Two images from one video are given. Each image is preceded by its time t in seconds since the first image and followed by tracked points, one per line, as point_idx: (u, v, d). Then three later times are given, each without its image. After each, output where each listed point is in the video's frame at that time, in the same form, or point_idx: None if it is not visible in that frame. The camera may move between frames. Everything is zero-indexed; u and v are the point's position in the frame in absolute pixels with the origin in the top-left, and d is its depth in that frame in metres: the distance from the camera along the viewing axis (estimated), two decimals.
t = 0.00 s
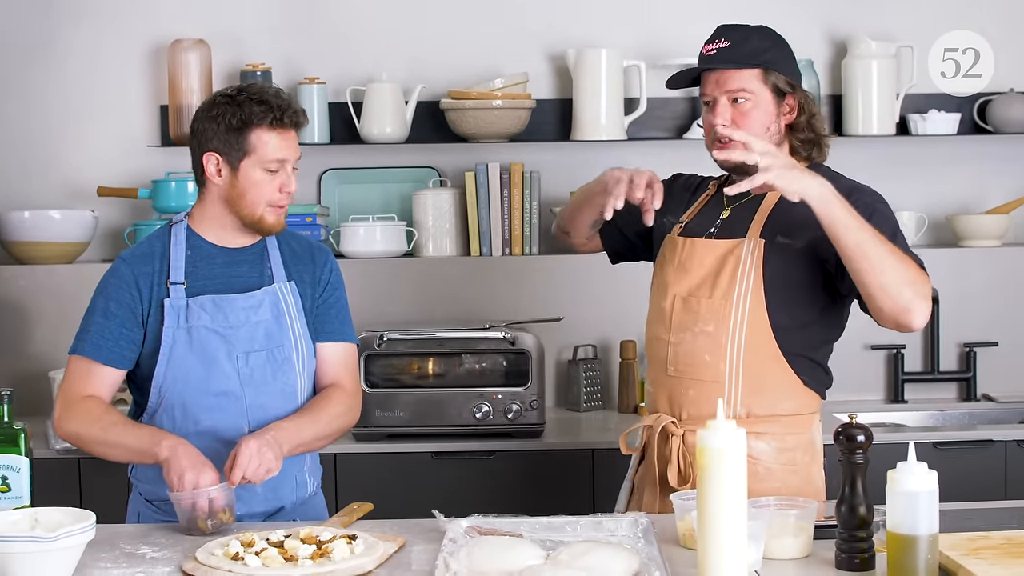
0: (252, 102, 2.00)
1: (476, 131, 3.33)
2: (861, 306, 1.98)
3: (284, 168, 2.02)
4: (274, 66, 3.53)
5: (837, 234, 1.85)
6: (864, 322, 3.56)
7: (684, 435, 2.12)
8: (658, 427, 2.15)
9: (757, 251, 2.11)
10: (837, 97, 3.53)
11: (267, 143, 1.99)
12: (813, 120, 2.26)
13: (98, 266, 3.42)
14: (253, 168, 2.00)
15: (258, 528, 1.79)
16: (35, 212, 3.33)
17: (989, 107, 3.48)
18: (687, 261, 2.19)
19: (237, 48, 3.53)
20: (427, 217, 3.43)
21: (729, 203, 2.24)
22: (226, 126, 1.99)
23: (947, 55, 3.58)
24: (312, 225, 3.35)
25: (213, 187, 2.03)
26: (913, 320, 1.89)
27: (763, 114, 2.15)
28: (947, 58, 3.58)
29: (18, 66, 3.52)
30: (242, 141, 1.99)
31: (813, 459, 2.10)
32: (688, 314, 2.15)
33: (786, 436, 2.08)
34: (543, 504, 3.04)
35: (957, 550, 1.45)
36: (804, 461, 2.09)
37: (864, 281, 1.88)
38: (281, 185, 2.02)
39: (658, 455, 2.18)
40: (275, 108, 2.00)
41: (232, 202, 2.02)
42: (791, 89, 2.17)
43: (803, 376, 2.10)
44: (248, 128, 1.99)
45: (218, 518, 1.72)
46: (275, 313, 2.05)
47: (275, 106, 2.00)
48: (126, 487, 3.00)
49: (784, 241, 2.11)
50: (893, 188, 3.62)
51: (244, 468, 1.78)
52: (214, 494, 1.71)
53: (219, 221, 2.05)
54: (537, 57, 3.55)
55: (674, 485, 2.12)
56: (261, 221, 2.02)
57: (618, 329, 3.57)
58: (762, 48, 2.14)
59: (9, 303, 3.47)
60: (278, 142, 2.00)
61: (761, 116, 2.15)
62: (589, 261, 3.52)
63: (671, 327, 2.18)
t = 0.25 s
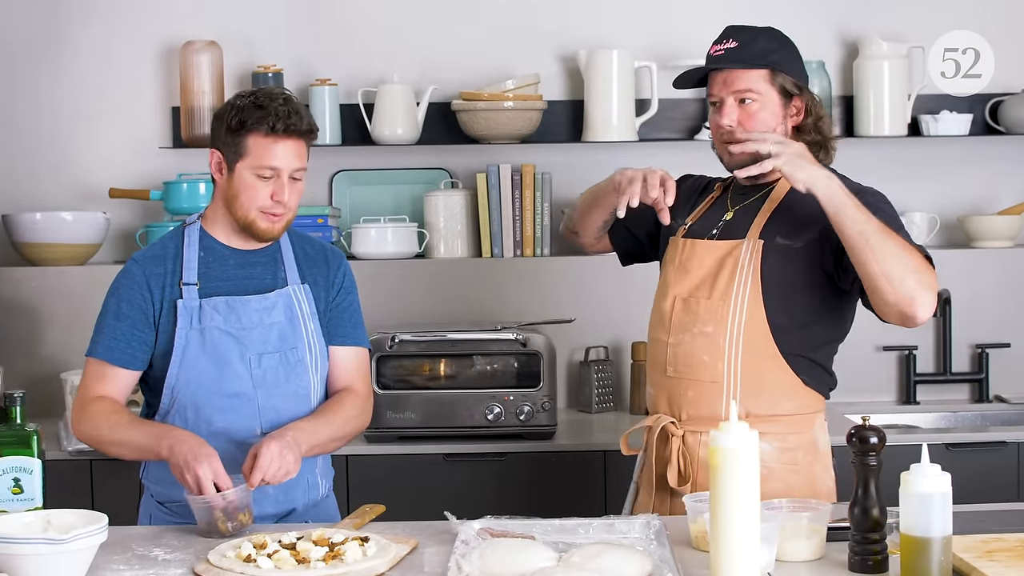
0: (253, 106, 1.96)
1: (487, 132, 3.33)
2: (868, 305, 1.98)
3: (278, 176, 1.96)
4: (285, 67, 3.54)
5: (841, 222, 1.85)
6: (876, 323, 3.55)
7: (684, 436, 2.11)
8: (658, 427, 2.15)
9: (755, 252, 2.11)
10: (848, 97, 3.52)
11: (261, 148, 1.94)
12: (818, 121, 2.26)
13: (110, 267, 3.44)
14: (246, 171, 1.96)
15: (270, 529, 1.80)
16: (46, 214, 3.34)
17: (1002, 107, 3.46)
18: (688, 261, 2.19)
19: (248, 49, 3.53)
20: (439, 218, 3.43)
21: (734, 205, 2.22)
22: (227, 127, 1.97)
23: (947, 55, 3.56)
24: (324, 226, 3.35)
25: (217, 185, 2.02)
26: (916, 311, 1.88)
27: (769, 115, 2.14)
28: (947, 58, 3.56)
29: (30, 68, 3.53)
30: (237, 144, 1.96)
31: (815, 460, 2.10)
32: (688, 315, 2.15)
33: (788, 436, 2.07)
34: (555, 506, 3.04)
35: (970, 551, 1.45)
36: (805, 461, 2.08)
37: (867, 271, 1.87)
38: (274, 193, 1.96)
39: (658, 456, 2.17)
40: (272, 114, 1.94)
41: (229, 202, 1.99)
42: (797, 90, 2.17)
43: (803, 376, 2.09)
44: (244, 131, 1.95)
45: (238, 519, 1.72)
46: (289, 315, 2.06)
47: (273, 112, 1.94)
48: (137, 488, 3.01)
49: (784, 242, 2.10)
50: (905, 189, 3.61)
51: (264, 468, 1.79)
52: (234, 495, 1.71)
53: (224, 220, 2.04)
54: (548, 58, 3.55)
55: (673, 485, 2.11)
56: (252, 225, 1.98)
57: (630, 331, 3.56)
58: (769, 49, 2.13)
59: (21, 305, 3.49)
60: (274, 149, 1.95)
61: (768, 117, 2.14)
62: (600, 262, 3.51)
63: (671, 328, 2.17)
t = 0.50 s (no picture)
0: (255, 107, 1.96)
1: (495, 134, 3.33)
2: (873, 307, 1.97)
3: (282, 177, 1.96)
4: (293, 68, 3.55)
5: (842, 230, 1.83)
6: (883, 326, 3.54)
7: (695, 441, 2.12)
8: (669, 432, 2.15)
9: (759, 261, 2.10)
10: (856, 99, 3.51)
11: (264, 150, 1.95)
12: (828, 129, 2.23)
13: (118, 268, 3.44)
14: (250, 172, 1.97)
15: (277, 530, 1.80)
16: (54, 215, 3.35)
17: (1010, 109, 3.45)
18: (694, 269, 2.20)
19: (257, 50, 3.54)
20: (446, 220, 3.43)
21: (742, 211, 2.23)
22: (231, 127, 1.98)
23: (947, 55, 3.54)
24: (331, 228, 3.36)
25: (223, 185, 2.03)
26: (921, 313, 1.88)
27: (778, 124, 2.14)
28: (947, 58, 3.54)
29: (39, 68, 3.55)
30: (241, 146, 1.96)
31: (830, 462, 2.09)
32: (696, 322, 2.15)
33: (799, 439, 2.07)
34: (562, 508, 3.03)
35: (977, 554, 1.44)
36: (818, 463, 2.07)
37: (872, 277, 1.86)
38: (278, 194, 1.97)
39: (669, 461, 2.18)
40: (276, 116, 1.95)
41: (234, 203, 2.00)
42: (806, 98, 2.16)
43: (812, 379, 2.08)
44: (247, 133, 1.95)
45: (246, 522, 1.73)
46: (297, 317, 2.06)
47: (276, 114, 1.95)
48: (144, 489, 3.01)
49: (787, 248, 2.09)
50: (913, 190, 3.60)
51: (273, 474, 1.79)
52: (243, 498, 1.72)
53: (230, 221, 2.05)
54: (556, 60, 3.55)
55: (685, 490, 2.12)
56: (256, 227, 1.98)
57: (636, 333, 3.56)
58: (777, 57, 2.14)
59: (29, 306, 3.50)
60: (277, 150, 1.95)
61: (777, 126, 2.14)
62: (607, 263, 3.51)
63: (680, 335, 2.18)
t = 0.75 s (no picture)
0: (255, 107, 1.96)
1: (497, 134, 3.33)
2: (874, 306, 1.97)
3: (281, 177, 1.96)
4: (295, 68, 3.55)
5: (832, 232, 1.84)
6: (884, 327, 3.54)
7: (696, 440, 2.12)
8: (670, 431, 2.14)
9: (762, 260, 2.11)
10: (857, 99, 3.51)
11: (264, 149, 1.95)
12: (836, 128, 2.18)
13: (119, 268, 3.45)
14: (249, 172, 1.97)
15: (276, 531, 1.80)
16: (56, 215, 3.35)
17: (1012, 110, 3.45)
18: (698, 267, 2.21)
19: (258, 50, 3.54)
20: (448, 220, 3.43)
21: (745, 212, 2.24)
22: (231, 127, 1.98)
23: (947, 55, 3.53)
24: (333, 228, 3.36)
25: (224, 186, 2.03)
26: (923, 308, 1.87)
27: (784, 124, 2.14)
28: (947, 58, 3.53)
29: (41, 68, 3.55)
30: (241, 145, 1.96)
31: (830, 463, 2.08)
32: (698, 321, 2.16)
33: (800, 439, 2.06)
34: (563, 508, 3.03)
35: (978, 555, 1.44)
36: (819, 464, 2.07)
37: (867, 278, 1.86)
38: (278, 194, 1.97)
39: (670, 460, 2.17)
40: (275, 115, 1.95)
41: (234, 203, 2.00)
42: (812, 98, 2.16)
43: (813, 380, 2.08)
44: (247, 133, 1.96)
45: (246, 526, 1.73)
46: (299, 317, 2.06)
47: (275, 113, 1.95)
48: (145, 489, 3.02)
49: (790, 248, 2.09)
50: (914, 191, 3.60)
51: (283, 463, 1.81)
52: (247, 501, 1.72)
53: (231, 222, 2.05)
54: (557, 60, 3.55)
55: (684, 489, 2.11)
56: (255, 227, 1.98)
57: (637, 333, 3.56)
58: (783, 57, 2.14)
59: (30, 306, 3.50)
60: (277, 150, 1.95)
61: (783, 126, 2.14)
62: (609, 264, 3.51)
63: (682, 333, 2.19)
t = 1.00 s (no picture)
0: (250, 105, 1.97)
1: (496, 134, 3.33)
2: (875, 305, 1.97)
3: (277, 175, 1.96)
4: (295, 68, 3.55)
5: (833, 227, 1.85)
6: (883, 327, 3.54)
7: (697, 441, 2.12)
8: (671, 430, 2.14)
9: (768, 261, 2.10)
10: (857, 99, 3.51)
11: (259, 148, 1.95)
12: (836, 132, 2.20)
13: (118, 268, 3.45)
14: (245, 170, 1.96)
15: (276, 530, 1.80)
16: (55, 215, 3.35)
17: (1011, 110, 3.45)
18: (703, 269, 2.20)
19: (258, 50, 3.54)
20: (447, 220, 3.43)
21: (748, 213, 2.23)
22: (227, 126, 1.98)
23: (947, 55, 3.53)
24: (332, 228, 3.36)
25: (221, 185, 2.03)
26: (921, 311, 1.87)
27: (784, 127, 2.14)
28: (947, 58, 3.53)
29: (41, 68, 3.55)
30: (236, 144, 1.96)
31: (830, 464, 2.09)
32: (703, 322, 2.16)
33: (801, 440, 2.07)
34: (562, 507, 3.03)
35: (976, 554, 1.44)
36: (819, 465, 2.07)
37: (866, 276, 1.86)
38: (274, 192, 1.96)
39: (670, 459, 2.17)
40: (269, 113, 1.95)
41: (231, 202, 2.00)
42: (812, 101, 2.16)
43: (817, 383, 2.08)
44: (242, 131, 1.96)
45: (244, 525, 1.73)
46: (295, 316, 2.06)
47: (270, 111, 1.94)
48: (145, 489, 3.01)
49: (795, 251, 2.09)
50: (913, 190, 3.60)
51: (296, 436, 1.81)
52: (246, 500, 1.72)
53: (229, 221, 2.04)
54: (557, 60, 3.55)
55: (685, 488, 2.11)
56: (253, 226, 1.98)
57: (637, 333, 3.56)
58: (783, 60, 2.14)
59: (29, 306, 3.50)
60: (272, 148, 1.95)
61: (783, 129, 2.14)
62: (608, 263, 3.51)
63: (686, 334, 2.18)
